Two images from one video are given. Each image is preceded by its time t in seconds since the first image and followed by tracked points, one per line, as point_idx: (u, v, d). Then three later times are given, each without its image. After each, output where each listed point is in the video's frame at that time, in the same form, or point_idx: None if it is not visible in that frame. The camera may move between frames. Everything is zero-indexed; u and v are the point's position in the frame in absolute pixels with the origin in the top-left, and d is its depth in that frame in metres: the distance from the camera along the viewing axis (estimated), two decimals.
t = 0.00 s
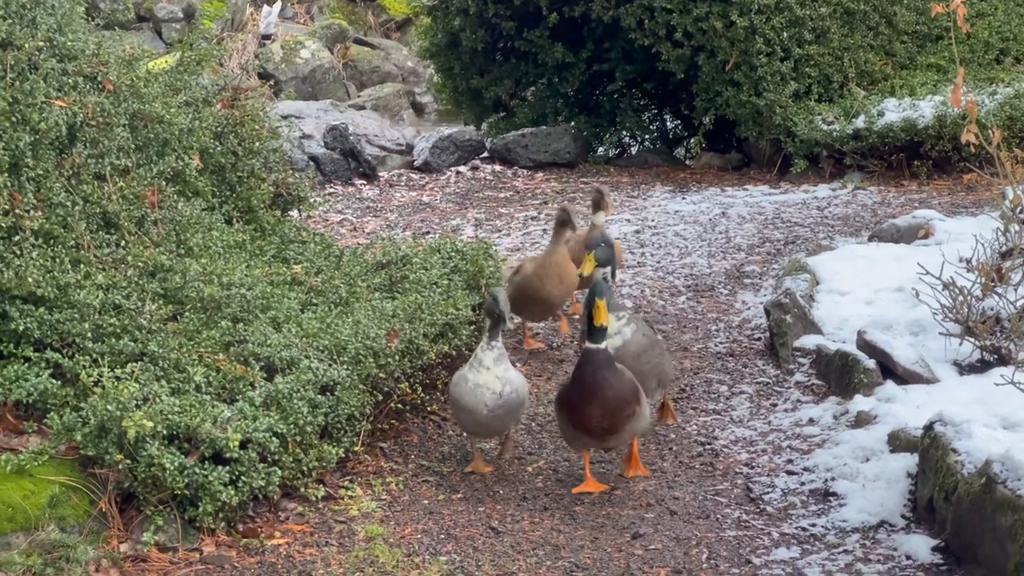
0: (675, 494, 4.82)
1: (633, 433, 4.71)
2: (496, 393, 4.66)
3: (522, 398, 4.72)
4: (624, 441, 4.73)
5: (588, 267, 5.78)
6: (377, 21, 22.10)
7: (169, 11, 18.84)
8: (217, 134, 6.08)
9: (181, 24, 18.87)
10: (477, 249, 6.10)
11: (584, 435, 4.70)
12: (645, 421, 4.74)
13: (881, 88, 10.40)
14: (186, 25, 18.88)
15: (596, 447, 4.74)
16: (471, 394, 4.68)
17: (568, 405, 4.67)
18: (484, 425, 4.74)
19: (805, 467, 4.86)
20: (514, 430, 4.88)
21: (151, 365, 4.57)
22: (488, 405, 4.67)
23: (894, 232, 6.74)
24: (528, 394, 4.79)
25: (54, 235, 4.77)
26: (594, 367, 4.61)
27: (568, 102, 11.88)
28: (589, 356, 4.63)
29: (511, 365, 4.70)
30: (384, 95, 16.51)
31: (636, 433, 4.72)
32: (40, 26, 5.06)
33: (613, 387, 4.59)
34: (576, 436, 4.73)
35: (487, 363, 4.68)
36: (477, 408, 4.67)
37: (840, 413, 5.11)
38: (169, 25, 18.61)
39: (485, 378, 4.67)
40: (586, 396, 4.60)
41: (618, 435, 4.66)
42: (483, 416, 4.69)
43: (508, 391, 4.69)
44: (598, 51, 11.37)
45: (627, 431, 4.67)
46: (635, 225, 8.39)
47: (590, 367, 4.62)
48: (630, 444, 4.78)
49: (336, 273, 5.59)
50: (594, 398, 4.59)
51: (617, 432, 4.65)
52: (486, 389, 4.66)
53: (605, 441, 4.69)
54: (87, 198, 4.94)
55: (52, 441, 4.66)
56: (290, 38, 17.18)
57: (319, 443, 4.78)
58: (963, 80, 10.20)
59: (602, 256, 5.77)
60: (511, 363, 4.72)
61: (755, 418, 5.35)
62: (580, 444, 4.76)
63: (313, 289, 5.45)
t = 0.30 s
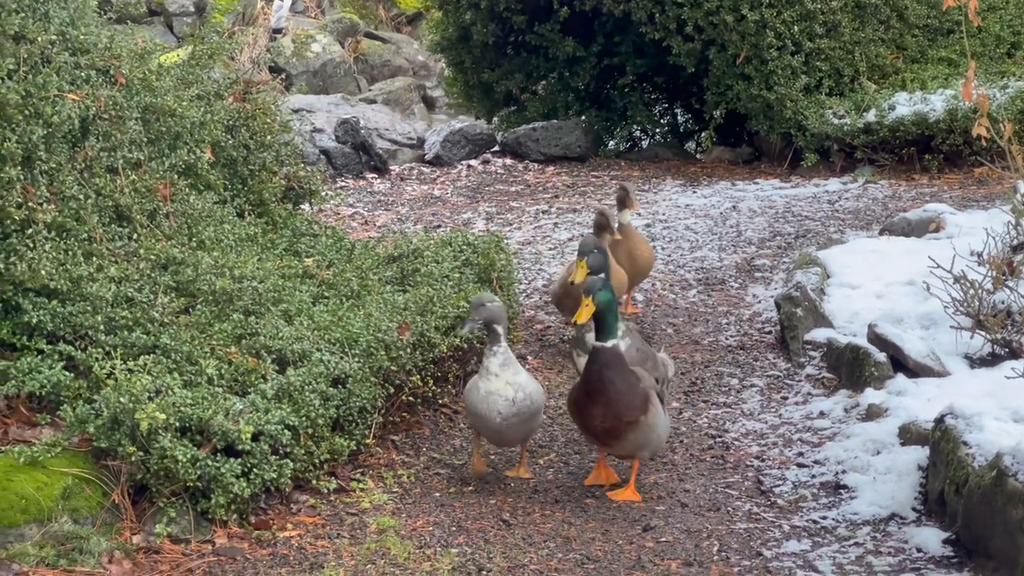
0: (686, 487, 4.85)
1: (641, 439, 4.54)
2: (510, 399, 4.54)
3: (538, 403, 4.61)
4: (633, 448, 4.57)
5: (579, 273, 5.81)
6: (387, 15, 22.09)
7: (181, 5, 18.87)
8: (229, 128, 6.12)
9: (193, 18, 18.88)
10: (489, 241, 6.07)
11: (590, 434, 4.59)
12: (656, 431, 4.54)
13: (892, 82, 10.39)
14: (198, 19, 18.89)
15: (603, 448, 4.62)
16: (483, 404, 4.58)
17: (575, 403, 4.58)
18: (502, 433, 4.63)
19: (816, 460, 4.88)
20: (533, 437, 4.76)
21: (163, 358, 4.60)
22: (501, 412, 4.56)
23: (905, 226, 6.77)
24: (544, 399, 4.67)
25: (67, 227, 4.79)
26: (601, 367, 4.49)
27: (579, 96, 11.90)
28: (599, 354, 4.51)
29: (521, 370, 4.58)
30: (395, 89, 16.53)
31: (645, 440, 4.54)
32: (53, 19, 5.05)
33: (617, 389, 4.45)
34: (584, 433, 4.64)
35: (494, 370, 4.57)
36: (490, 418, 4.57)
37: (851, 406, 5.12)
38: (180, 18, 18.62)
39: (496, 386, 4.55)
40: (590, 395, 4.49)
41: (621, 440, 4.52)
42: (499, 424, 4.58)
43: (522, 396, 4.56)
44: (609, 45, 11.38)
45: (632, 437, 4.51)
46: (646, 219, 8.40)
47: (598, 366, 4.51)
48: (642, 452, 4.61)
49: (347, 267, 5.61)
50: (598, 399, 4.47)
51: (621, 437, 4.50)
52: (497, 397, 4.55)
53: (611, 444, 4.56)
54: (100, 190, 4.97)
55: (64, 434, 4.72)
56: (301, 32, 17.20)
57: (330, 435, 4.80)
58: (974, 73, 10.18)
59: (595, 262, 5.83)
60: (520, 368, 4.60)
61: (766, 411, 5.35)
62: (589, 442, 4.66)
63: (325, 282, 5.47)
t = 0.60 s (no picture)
0: (699, 479, 4.86)
1: (645, 435, 4.39)
2: (482, 396, 4.44)
3: (514, 403, 4.46)
4: (639, 446, 4.42)
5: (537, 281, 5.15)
6: (400, 8, 22.11)
7: None
8: (242, 120, 6.18)
9: (206, 12, 18.94)
10: (503, 234, 6.05)
11: (592, 436, 4.42)
12: (659, 425, 4.41)
13: (905, 75, 10.36)
14: (211, 13, 18.95)
15: (607, 451, 4.45)
16: (460, 399, 4.49)
17: (572, 407, 4.41)
18: (480, 430, 4.52)
19: (829, 453, 4.89)
20: (521, 440, 4.61)
21: (176, 350, 4.63)
22: (476, 409, 4.46)
23: (919, 219, 6.73)
24: (526, 399, 4.51)
25: (81, 220, 4.81)
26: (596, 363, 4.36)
27: (592, 88, 11.88)
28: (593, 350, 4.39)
29: (497, 367, 4.47)
30: (408, 82, 16.55)
31: (649, 436, 4.40)
32: (65, 12, 5.03)
33: (616, 384, 4.32)
34: (585, 438, 4.46)
35: (472, 366, 4.48)
36: (465, 413, 4.48)
37: (864, 399, 5.13)
38: (194, 12, 18.67)
39: (470, 381, 4.47)
40: (589, 394, 4.34)
41: (626, 437, 4.36)
42: (473, 421, 4.48)
43: (496, 394, 4.45)
44: (622, 37, 11.40)
45: (637, 433, 4.37)
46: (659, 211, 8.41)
47: (593, 364, 4.37)
48: (647, 450, 4.46)
49: (361, 259, 5.62)
50: (597, 395, 4.32)
51: (626, 434, 4.35)
52: (471, 392, 4.46)
53: (616, 445, 4.40)
54: (114, 183, 4.99)
55: (79, 426, 4.79)
56: (315, 25, 17.26)
57: (344, 428, 4.81)
58: (989, 66, 10.14)
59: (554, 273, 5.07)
60: (498, 365, 4.49)
61: (780, 404, 5.35)
62: (591, 447, 4.48)
63: (338, 275, 5.49)
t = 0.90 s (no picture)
0: (713, 468, 4.87)
1: (615, 455, 4.27)
2: (485, 400, 4.26)
3: (518, 405, 4.30)
4: (609, 463, 4.31)
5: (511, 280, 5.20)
6: None
7: None
8: (257, 110, 6.27)
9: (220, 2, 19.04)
10: (515, 225, 6.14)
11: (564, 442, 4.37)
12: (631, 447, 4.26)
13: (920, 64, 10.34)
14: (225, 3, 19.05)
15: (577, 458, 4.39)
16: (461, 406, 4.31)
17: (547, 412, 4.35)
18: (484, 438, 4.34)
19: (842, 442, 4.89)
20: (525, 444, 4.46)
21: (191, 339, 4.65)
22: (479, 415, 4.28)
23: (933, 208, 6.68)
24: (528, 401, 4.36)
25: (95, 210, 4.84)
26: (573, 376, 4.25)
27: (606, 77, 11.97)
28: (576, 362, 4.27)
29: (497, 369, 4.31)
30: (422, 71, 16.60)
31: (619, 456, 4.27)
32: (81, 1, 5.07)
33: (588, 400, 4.20)
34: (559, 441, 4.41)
35: (469, 372, 4.31)
36: (468, 420, 4.30)
37: (878, 388, 5.12)
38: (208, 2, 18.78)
39: (470, 386, 4.30)
40: (562, 404, 4.26)
41: (590, 453, 4.28)
42: (478, 428, 4.30)
43: (498, 397, 4.28)
44: (637, 27, 11.53)
45: (602, 451, 4.26)
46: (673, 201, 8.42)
47: (573, 375, 4.26)
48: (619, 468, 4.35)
49: (375, 249, 5.63)
50: (568, 408, 4.24)
51: (592, 450, 4.25)
52: (473, 398, 4.28)
53: (584, 457, 4.32)
54: (128, 173, 5.02)
55: (93, 416, 4.81)
56: (329, 15, 17.37)
57: (358, 417, 4.81)
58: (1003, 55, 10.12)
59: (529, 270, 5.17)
60: (497, 367, 4.33)
61: (793, 393, 5.35)
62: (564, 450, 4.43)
63: (352, 264, 5.50)
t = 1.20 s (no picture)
0: (728, 456, 4.88)
1: (603, 452, 4.18)
2: (472, 417, 4.24)
3: (506, 423, 4.27)
4: (599, 463, 4.21)
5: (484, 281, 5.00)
6: None
7: None
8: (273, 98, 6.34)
9: None
10: (531, 211, 6.00)
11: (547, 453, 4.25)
12: (618, 441, 4.17)
13: (935, 51, 10.44)
14: None
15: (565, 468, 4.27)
16: (448, 420, 4.30)
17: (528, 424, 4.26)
18: (469, 451, 4.34)
19: (857, 430, 4.89)
20: (515, 459, 4.44)
21: (206, 326, 4.66)
22: (465, 431, 4.27)
23: (948, 196, 6.71)
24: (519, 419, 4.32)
25: (110, 197, 4.86)
26: (546, 379, 4.18)
27: (621, 65, 12.08)
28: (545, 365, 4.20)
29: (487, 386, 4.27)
30: (437, 59, 16.71)
31: (607, 453, 4.18)
32: None
33: (564, 401, 4.12)
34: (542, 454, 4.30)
35: (460, 385, 4.28)
36: (453, 435, 4.29)
37: (893, 376, 5.13)
38: None
39: (459, 401, 4.28)
40: (539, 413, 4.17)
41: (578, 456, 4.17)
42: (463, 442, 4.30)
43: (486, 415, 4.25)
44: (652, 15, 11.66)
45: (590, 451, 4.16)
46: (688, 188, 8.45)
47: (544, 380, 4.19)
48: (611, 466, 4.25)
49: (390, 237, 5.64)
50: (546, 415, 4.15)
51: (579, 452, 4.15)
52: (460, 413, 4.26)
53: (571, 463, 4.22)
54: (143, 160, 5.06)
55: (109, 403, 4.80)
56: (343, 3, 17.50)
57: (373, 405, 4.82)
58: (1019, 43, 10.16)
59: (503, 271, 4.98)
60: (488, 383, 4.29)
61: (808, 381, 5.35)
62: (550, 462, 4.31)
63: (367, 252, 5.51)
